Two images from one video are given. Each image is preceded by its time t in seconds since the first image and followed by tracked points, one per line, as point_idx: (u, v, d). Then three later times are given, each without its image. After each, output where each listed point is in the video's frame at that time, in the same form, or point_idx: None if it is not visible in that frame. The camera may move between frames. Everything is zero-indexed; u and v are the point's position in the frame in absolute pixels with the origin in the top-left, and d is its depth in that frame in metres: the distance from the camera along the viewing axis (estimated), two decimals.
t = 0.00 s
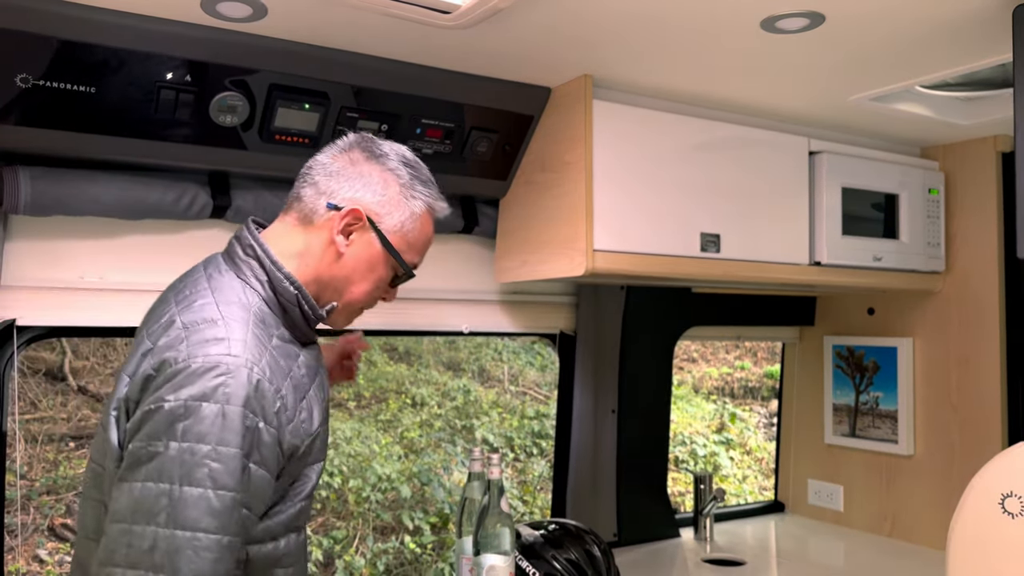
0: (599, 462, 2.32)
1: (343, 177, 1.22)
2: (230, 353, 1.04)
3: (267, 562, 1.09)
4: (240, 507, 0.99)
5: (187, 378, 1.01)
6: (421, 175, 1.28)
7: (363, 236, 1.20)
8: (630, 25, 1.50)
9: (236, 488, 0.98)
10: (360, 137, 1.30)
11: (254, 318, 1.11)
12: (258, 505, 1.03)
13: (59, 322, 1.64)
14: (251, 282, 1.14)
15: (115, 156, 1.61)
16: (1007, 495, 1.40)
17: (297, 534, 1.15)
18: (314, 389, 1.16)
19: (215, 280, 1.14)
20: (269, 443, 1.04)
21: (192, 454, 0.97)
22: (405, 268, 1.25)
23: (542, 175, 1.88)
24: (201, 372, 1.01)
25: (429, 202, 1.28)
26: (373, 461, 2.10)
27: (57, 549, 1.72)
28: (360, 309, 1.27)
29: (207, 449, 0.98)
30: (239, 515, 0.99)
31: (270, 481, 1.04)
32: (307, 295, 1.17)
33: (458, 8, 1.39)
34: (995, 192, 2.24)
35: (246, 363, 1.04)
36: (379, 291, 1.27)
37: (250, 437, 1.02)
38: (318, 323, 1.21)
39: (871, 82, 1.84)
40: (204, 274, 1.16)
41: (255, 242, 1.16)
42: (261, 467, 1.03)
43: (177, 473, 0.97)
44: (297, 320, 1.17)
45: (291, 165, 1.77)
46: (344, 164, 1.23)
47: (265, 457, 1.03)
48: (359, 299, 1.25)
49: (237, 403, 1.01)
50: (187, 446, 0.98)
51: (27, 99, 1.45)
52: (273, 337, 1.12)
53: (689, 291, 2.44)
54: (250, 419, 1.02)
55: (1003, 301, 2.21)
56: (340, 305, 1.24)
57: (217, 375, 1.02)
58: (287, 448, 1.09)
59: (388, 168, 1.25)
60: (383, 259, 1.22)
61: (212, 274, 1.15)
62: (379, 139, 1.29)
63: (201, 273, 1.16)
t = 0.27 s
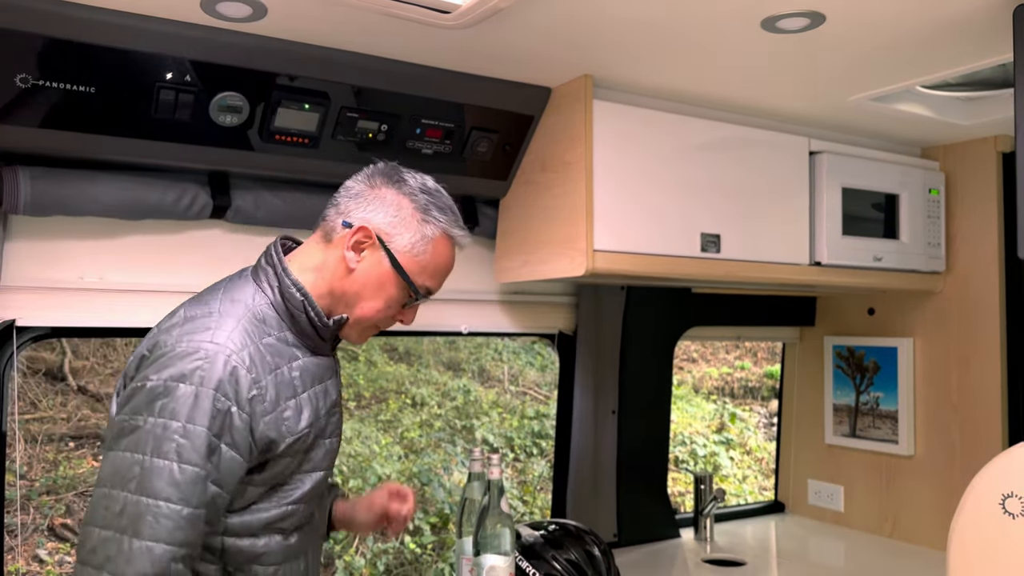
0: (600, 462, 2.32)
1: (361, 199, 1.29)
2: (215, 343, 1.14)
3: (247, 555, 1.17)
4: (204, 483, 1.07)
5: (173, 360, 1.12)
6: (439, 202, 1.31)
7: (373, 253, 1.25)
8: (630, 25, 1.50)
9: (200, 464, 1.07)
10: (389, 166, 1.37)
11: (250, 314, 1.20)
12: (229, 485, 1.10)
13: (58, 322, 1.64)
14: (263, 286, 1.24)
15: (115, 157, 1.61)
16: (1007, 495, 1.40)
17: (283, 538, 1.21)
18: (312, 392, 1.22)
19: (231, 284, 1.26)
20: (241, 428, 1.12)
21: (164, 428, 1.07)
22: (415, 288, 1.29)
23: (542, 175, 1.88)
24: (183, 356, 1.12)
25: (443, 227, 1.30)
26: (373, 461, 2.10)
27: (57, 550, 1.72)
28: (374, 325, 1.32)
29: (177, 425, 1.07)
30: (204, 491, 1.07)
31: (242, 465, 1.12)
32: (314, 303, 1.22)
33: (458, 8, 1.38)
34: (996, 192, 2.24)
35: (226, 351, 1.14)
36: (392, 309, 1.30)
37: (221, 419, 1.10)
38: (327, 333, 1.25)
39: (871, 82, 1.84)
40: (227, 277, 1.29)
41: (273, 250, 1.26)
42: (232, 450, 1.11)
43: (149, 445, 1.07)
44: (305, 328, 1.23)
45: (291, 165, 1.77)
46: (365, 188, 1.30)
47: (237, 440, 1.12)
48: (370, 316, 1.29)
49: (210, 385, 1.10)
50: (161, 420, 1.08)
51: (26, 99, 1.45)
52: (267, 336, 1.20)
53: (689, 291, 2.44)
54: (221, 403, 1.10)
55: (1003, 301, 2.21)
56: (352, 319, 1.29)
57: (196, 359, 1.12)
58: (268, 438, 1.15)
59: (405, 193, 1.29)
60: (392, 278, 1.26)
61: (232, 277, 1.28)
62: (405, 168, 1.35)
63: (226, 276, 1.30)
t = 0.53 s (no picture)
0: (600, 462, 2.32)
1: (359, 200, 1.29)
2: (194, 329, 1.19)
3: (224, 548, 1.22)
4: (169, 463, 1.12)
5: (150, 344, 1.18)
6: (438, 205, 1.29)
7: (368, 254, 1.26)
8: (630, 25, 1.50)
9: (165, 444, 1.12)
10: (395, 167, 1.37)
11: (236, 307, 1.25)
12: (197, 468, 1.15)
13: (59, 322, 1.63)
14: (260, 283, 1.29)
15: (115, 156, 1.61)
16: (1008, 495, 1.40)
17: (263, 536, 1.25)
18: (296, 387, 1.26)
19: (229, 279, 1.32)
20: (210, 413, 1.16)
21: (135, 407, 1.13)
22: (409, 292, 1.28)
23: (542, 175, 1.88)
24: (161, 340, 1.18)
25: (441, 231, 1.28)
26: (373, 461, 2.10)
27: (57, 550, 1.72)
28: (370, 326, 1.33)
29: (147, 405, 1.13)
30: (168, 470, 1.12)
31: (211, 449, 1.16)
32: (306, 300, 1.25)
33: (459, 8, 1.38)
34: (996, 192, 2.24)
35: (202, 337, 1.19)
36: (388, 312, 1.30)
37: (189, 403, 1.14)
38: (321, 330, 1.27)
39: (871, 82, 1.84)
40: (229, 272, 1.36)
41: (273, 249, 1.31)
42: (200, 434, 1.15)
43: (119, 423, 1.12)
44: (295, 321, 1.26)
45: (291, 165, 1.77)
46: (365, 189, 1.31)
47: (205, 424, 1.15)
48: (366, 318, 1.30)
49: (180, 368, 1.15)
50: (132, 400, 1.13)
51: (26, 99, 1.45)
52: (251, 328, 1.24)
53: (689, 291, 2.44)
54: (190, 385, 1.15)
55: (1003, 301, 2.21)
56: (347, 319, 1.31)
57: (170, 343, 1.17)
58: (241, 427, 1.19)
59: (404, 195, 1.29)
60: (386, 280, 1.26)
61: (234, 274, 1.34)
62: (409, 171, 1.34)
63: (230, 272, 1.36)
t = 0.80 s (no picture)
0: (600, 462, 2.32)
1: (347, 209, 1.30)
2: (169, 341, 1.19)
3: (201, 560, 1.24)
4: (136, 478, 1.12)
5: (123, 355, 1.18)
6: (428, 214, 1.29)
7: (350, 265, 1.27)
8: (629, 25, 1.50)
9: (130, 459, 1.12)
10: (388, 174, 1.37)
11: (214, 317, 1.26)
12: (166, 483, 1.15)
13: (59, 322, 1.64)
14: (243, 291, 1.31)
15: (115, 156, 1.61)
16: (1007, 495, 1.40)
17: (240, 547, 1.26)
18: (275, 400, 1.27)
19: (211, 289, 1.33)
20: (181, 428, 1.16)
21: (104, 419, 1.13)
22: (391, 304, 1.28)
23: (542, 175, 1.88)
24: (133, 351, 1.18)
25: (428, 241, 1.28)
26: (373, 460, 2.10)
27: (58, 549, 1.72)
28: (354, 337, 1.33)
29: (115, 418, 1.13)
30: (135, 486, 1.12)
31: (182, 465, 1.16)
32: (288, 309, 1.27)
33: (458, 8, 1.39)
34: (995, 192, 2.24)
35: (175, 350, 1.19)
36: (371, 323, 1.31)
37: (159, 418, 1.14)
38: (304, 341, 1.29)
39: (871, 83, 1.84)
40: (211, 281, 1.37)
41: (255, 257, 1.32)
42: (170, 449, 1.15)
43: (87, 435, 1.13)
44: (276, 331, 1.28)
45: (291, 165, 1.77)
46: (354, 197, 1.31)
47: (176, 440, 1.16)
48: (350, 328, 1.31)
49: (150, 381, 1.15)
50: (101, 413, 1.13)
51: (26, 99, 1.45)
52: (229, 339, 1.25)
53: (689, 291, 2.44)
54: (162, 400, 1.15)
55: (1003, 301, 2.21)
56: (331, 328, 1.32)
57: (142, 355, 1.17)
58: (213, 441, 1.19)
59: (392, 205, 1.29)
60: (369, 291, 1.27)
61: (216, 283, 1.35)
62: (401, 179, 1.34)
63: (212, 280, 1.37)
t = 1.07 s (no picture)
0: (600, 462, 2.32)
1: (336, 210, 1.29)
2: (155, 347, 1.19)
3: (189, 565, 1.24)
4: (115, 486, 1.12)
5: (107, 361, 1.18)
6: (418, 217, 1.29)
7: (338, 269, 1.27)
8: (630, 26, 1.50)
9: (109, 467, 1.11)
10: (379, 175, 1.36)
11: (201, 322, 1.26)
12: (147, 492, 1.15)
13: (59, 322, 1.64)
14: (231, 295, 1.31)
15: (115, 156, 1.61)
16: (1007, 495, 1.40)
17: (228, 551, 1.27)
18: (263, 406, 1.27)
19: (200, 291, 1.33)
20: (164, 436, 1.16)
21: (84, 425, 1.13)
22: (380, 309, 1.28)
23: (542, 174, 1.88)
24: (117, 356, 1.18)
25: (417, 244, 1.27)
26: (373, 460, 2.10)
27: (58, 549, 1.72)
28: (343, 340, 1.34)
29: (95, 425, 1.13)
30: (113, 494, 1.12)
31: (165, 474, 1.16)
32: (276, 314, 1.27)
33: (458, 8, 1.38)
34: (995, 192, 2.24)
35: (159, 356, 1.19)
36: (359, 326, 1.31)
37: (141, 426, 1.14)
38: (291, 345, 1.29)
39: (871, 83, 1.84)
40: (202, 282, 1.36)
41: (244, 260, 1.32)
42: (152, 458, 1.15)
43: (67, 441, 1.13)
44: (265, 336, 1.27)
45: (291, 165, 1.77)
46: (344, 198, 1.31)
47: (158, 448, 1.16)
48: (338, 331, 1.31)
49: (132, 388, 1.15)
50: (82, 418, 1.14)
51: (26, 99, 1.45)
52: (217, 344, 1.25)
53: (690, 291, 2.44)
54: (144, 408, 1.15)
55: (1003, 301, 2.21)
56: (320, 332, 1.32)
57: (126, 361, 1.17)
58: (197, 449, 1.19)
59: (382, 206, 1.28)
60: (357, 294, 1.27)
61: (206, 284, 1.35)
62: (392, 180, 1.34)
63: (202, 282, 1.37)
